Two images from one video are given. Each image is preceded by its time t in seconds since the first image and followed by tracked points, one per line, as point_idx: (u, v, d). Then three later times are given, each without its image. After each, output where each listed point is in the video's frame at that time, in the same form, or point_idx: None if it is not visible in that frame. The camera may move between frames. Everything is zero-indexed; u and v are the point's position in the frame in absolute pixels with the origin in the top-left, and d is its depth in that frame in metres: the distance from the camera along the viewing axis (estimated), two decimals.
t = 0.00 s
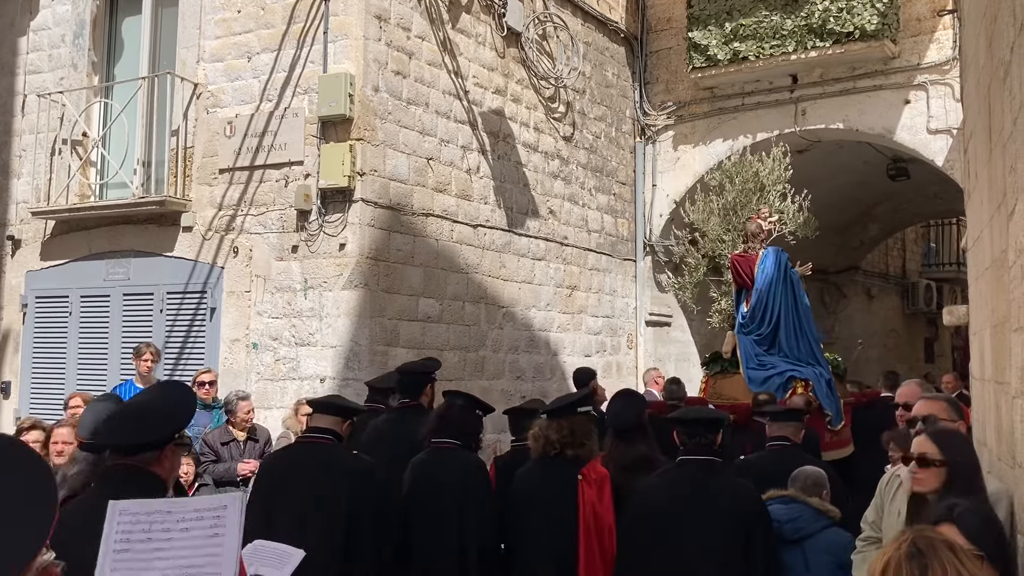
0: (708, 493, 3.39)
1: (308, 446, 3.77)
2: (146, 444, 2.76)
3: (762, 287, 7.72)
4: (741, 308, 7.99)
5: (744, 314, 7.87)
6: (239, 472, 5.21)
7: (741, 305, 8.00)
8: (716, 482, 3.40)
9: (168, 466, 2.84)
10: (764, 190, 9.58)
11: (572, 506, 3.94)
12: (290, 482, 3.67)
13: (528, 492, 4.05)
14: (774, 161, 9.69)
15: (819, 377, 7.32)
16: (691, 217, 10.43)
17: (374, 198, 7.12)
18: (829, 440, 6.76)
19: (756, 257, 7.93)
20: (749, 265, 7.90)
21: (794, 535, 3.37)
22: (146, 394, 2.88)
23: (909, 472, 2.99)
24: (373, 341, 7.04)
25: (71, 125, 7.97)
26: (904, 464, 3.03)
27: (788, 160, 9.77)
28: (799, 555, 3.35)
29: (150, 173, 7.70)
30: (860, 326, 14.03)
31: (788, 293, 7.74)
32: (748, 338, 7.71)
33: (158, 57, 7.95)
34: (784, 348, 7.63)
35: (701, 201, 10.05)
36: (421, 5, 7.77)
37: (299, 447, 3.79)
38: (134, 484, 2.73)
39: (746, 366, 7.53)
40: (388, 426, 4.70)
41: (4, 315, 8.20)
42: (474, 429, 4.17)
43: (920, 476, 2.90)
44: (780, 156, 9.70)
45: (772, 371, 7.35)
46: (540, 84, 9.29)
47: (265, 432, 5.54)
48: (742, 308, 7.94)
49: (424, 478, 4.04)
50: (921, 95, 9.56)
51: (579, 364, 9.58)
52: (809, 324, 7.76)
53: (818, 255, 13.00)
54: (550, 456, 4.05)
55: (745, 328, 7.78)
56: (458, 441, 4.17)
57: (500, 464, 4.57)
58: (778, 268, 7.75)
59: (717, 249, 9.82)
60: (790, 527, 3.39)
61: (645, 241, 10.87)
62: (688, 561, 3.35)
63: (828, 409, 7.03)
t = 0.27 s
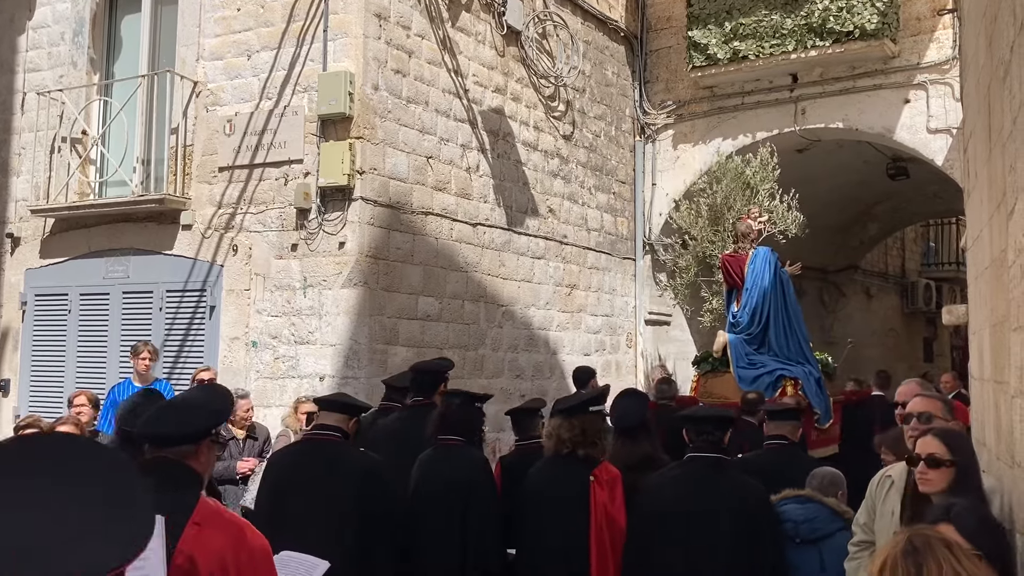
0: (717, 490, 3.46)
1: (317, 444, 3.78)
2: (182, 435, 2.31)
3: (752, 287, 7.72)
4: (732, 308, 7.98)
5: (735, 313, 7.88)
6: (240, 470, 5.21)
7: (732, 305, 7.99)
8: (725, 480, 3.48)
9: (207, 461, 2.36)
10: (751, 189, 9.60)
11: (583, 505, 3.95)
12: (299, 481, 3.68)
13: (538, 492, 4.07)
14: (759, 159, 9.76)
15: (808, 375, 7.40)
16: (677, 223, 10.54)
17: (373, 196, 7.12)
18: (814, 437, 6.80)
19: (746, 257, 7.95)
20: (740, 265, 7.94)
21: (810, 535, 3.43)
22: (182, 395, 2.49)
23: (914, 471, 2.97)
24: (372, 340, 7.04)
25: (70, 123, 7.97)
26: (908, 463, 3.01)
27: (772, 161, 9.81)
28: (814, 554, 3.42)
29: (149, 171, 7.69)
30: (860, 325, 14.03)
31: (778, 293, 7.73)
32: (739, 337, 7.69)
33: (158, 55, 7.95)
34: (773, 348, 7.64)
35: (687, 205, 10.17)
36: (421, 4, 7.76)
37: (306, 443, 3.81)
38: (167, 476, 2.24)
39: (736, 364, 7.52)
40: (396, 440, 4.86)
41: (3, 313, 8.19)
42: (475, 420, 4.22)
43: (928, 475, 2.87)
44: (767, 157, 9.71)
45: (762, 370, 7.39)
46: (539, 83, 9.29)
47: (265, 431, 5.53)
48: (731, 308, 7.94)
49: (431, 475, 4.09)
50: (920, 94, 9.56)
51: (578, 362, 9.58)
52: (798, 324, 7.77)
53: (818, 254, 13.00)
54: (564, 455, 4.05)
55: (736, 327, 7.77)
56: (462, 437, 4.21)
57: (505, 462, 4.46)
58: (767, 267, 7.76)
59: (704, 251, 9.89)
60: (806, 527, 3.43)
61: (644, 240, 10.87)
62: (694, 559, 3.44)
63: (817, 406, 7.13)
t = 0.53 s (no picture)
0: (723, 489, 3.48)
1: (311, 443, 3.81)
2: (212, 428, 2.52)
3: (745, 287, 7.74)
4: (727, 307, 8.02)
5: (730, 313, 7.91)
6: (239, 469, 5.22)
7: (726, 305, 8.03)
8: (732, 479, 3.50)
9: (231, 454, 2.57)
10: (747, 189, 9.62)
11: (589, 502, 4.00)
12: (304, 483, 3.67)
13: (549, 490, 4.13)
14: (755, 159, 9.74)
15: (802, 373, 7.39)
16: (674, 221, 10.50)
17: (372, 194, 7.11)
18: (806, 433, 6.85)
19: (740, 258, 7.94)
20: (733, 265, 7.93)
21: (818, 531, 3.47)
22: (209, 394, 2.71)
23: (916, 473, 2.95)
24: (371, 338, 7.04)
25: (69, 121, 7.97)
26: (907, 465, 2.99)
27: (767, 160, 9.81)
28: (820, 550, 3.46)
29: (148, 169, 7.68)
30: (859, 325, 14.04)
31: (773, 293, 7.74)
32: (733, 337, 7.77)
33: (157, 52, 7.94)
34: (767, 346, 7.69)
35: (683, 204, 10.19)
36: (420, 2, 7.76)
37: (303, 443, 3.82)
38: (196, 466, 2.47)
39: (731, 363, 7.64)
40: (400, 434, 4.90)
41: (2, 310, 8.18)
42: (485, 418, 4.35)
43: (934, 476, 2.86)
44: (757, 154, 9.75)
45: (756, 369, 7.46)
46: (539, 81, 9.28)
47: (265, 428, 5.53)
48: (726, 308, 7.97)
49: (436, 472, 4.21)
50: (920, 93, 9.55)
51: (577, 361, 9.58)
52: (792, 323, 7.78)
53: (817, 254, 13.01)
54: (573, 456, 4.11)
55: (730, 327, 7.83)
56: (469, 435, 4.33)
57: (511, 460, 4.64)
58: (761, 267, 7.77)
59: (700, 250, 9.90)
60: (814, 523, 3.46)
61: (643, 239, 10.86)
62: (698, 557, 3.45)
63: (811, 405, 7.16)
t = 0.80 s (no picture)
0: (720, 487, 3.49)
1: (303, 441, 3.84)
2: (229, 421, 2.63)
3: (746, 286, 7.74)
4: (729, 307, 8.04)
5: (732, 313, 7.91)
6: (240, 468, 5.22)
7: (729, 304, 8.06)
8: (730, 477, 3.50)
9: (248, 447, 2.68)
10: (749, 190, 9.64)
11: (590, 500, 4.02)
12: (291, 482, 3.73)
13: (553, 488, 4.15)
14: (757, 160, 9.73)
15: (803, 373, 7.36)
16: (675, 222, 10.43)
17: (372, 193, 7.10)
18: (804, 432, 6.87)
19: (742, 257, 7.96)
20: (736, 264, 7.97)
21: (821, 530, 3.41)
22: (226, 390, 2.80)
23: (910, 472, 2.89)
24: (370, 337, 7.03)
25: (68, 119, 7.96)
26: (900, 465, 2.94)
27: (768, 160, 9.80)
28: (825, 547, 3.40)
29: (147, 167, 7.68)
30: (858, 324, 14.04)
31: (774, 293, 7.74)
32: (735, 335, 7.74)
33: (156, 51, 7.94)
34: (769, 347, 7.66)
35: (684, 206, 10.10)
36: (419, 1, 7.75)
37: (294, 440, 3.87)
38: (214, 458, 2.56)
39: (732, 363, 7.57)
40: (401, 432, 4.89)
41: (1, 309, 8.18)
42: (495, 421, 4.51)
43: (928, 475, 2.80)
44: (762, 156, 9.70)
45: (757, 368, 7.41)
46: (538, 80, 9.28)
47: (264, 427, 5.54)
48: (729, 307, 8.00)
49: (451, 473, 4.38)
50: (919, 93, 9.55)
51: (576, 360, 9.59)
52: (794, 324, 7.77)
53: (816, 253, 13.01)
54: (576, 456, 4.13)
55: (732, 326, 7.82)
56: (483, 437, 4.47)
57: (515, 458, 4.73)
58: (762, 267, 7.76)
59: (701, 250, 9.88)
60: (819, 522, 3.40)
61: (642, 238, 10.86)
62: (696, 556, 3.45)
63: (813, 404, 7.10)
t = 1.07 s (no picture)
0: (712, 485, 3.56)
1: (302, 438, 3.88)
2: (249, 419, 2.64)
3: (755, 285, 7.76)
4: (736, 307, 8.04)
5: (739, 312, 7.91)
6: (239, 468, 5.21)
7: (736, 305, 8.06)
8: (722, 475, 3.58)
9: (268, 444, 2.68)
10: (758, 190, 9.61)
11: (589, 496, 4.01)
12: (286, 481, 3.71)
13: (553, 486, 4.14)
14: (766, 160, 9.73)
15: (811, 372, 7.33)
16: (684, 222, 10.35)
17: (370, 192, 7.10)
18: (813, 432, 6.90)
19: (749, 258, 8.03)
20: (743, 264, 8.00)
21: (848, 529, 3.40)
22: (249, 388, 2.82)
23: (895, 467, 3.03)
24: (369, 336, 7.03)
25: (66, 118, 7.95)
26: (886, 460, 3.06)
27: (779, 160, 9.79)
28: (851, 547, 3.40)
29: (145, 166, 7.67)
30: (857, 323, 14.05)
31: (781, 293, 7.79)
32: (742, 335, 7.72)
33: (154, 49, 7.94)
34: (776, 347, 7.66)
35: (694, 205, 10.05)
36: None
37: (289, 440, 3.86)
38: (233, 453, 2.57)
39: (740, 363, 7.54)
40: (398, 432, 4.88)
41: None
42: (504, 420, 4.51)
43: (913, 471, 2.93)
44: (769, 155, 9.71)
45: (765, 367, 7.37)
46: (537, 80, 9.27)
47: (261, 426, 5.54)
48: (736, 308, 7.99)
49: (462, 470, 4.42)
50: (918, 92, 9.55)
51: (575, 360, 9.59)
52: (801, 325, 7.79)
53: (815, 253, 13.02)
54: (572, 453, 4.12)
55: (739, 326, 7.80)
56: (493, 437, 4.50)
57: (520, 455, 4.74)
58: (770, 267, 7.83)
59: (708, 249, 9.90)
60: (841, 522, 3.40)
61: (641, 238, 10.86)
62: (686, 553, 3.53)
63: (821, 403, 7.10)
